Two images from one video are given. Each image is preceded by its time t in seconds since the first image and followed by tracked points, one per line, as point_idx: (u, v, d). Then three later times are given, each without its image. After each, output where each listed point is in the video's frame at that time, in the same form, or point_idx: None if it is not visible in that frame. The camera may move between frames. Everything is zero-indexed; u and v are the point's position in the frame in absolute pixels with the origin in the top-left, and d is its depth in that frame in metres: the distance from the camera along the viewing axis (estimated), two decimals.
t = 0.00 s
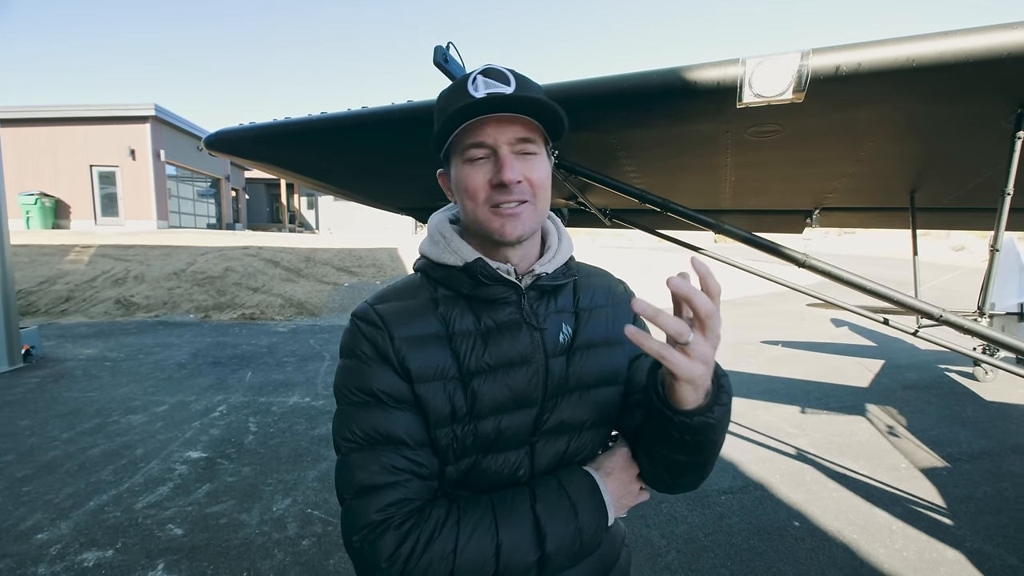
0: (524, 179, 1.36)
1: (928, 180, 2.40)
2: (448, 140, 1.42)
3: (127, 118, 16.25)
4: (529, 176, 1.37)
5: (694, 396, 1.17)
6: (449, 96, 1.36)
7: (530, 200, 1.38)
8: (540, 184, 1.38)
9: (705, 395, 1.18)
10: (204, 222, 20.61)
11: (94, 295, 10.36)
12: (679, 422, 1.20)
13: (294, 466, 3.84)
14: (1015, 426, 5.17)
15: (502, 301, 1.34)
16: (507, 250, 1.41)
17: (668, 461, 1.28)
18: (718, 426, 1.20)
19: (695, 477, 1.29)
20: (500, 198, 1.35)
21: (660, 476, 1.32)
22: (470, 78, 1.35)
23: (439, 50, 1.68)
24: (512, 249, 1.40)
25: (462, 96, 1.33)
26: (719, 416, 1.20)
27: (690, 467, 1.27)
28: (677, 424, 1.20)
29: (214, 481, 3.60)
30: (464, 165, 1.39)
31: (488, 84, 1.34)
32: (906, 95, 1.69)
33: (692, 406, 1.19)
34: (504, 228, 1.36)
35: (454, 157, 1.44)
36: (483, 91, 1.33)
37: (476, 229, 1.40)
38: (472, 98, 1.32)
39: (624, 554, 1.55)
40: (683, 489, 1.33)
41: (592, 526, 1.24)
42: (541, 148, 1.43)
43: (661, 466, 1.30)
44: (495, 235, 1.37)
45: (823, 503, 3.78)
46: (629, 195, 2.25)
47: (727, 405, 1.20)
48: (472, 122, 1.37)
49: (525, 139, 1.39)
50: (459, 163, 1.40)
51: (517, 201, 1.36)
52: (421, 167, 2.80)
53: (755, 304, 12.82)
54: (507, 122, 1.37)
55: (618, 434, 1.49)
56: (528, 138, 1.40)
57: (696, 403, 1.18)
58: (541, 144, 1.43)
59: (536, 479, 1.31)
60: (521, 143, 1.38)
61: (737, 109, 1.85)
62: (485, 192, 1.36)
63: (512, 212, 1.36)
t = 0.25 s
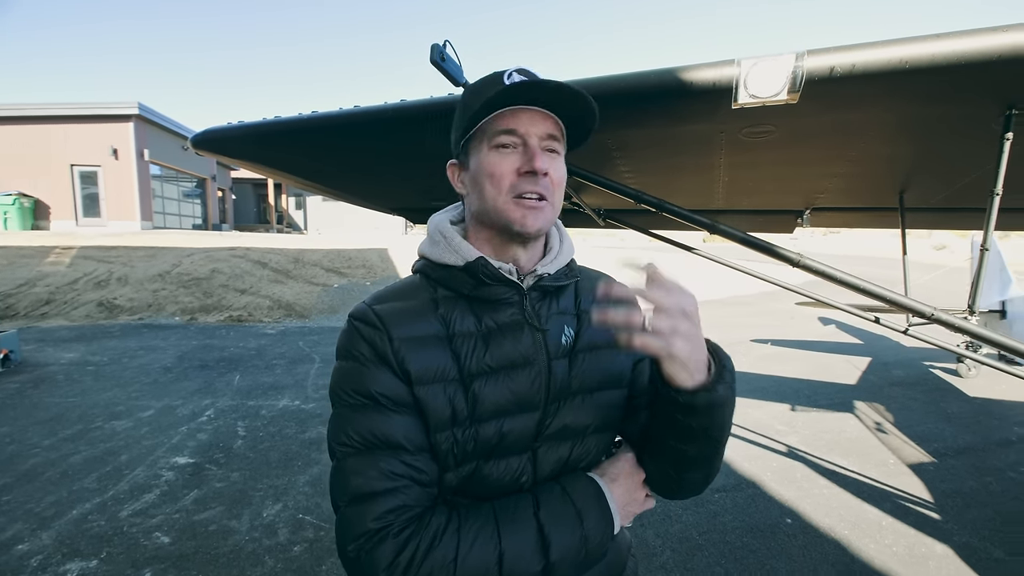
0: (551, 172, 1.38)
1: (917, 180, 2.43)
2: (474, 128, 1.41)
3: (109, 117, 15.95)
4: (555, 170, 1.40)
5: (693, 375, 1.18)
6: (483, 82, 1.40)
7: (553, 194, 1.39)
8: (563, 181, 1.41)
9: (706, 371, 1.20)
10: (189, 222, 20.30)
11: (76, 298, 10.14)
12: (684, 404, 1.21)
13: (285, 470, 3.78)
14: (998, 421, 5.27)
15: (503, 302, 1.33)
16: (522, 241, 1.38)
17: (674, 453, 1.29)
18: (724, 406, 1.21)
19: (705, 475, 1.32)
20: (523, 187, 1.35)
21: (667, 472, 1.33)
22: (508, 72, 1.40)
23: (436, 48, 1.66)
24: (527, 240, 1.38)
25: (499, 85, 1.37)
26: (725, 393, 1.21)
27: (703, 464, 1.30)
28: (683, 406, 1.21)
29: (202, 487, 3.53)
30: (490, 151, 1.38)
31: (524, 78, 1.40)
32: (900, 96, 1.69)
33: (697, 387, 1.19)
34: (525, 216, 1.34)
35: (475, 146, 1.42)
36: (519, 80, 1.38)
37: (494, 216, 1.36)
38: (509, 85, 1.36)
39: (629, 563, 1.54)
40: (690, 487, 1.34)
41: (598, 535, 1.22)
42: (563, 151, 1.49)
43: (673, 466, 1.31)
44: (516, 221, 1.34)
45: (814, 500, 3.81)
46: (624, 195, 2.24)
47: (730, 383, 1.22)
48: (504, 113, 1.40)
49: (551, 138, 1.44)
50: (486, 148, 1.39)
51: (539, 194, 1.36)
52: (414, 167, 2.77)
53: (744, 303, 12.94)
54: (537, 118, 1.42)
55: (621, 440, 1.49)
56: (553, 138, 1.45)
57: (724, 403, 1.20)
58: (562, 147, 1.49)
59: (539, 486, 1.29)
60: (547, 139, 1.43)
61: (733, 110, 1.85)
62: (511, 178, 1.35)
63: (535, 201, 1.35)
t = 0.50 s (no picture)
0: (543, 188, 1.35)
1: (899, 183, 2.47)
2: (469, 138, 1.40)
3: (84, 118, 15.54)
4: (547, 186, 1.36)
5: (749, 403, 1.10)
6: (479, 91, 1.36)
7: (545, 210, 1.36)
8: (556, 196, 1.38)
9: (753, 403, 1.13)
10: (168, 226, 19.87)
11: (49, 304, 9.84)
12: (726, 430, 1.14)
13: (269, 479, 3.70)
14: (976, 417, 5.40)
15: (504, 307, 1.32)
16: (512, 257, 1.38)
17: (692, 473, 1.25)
18: (761, 435, 1.15)
19: (713, 494, 1.32)
20: (515, 205, 1.34)
21: (678, 485, 1.30)
22: (504, 80, 1.35)
23: (428, 50, 1.63)
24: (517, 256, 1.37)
25: (493, 96, 1.33)
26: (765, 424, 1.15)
27: (717, 486, 1.28)
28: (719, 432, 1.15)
29: (183, 498, 3.44)
30: (484, 165, 1.37)
31: (521, 89, 1.34)
32: (886, 101, 1.71)
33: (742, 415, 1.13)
34: (514, 235, 1.34)
35: (471, 156, 1.41)
36: (515, 93, 1.33)
37: (484, 232, 1.36)
38: (504, 98, 1.32)
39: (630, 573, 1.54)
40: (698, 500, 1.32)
41: (606, 544, 1.20)
42: (559, 161, 1.43)
43: (688, 485, 1.28)
44: (505, 241, 1.34)
45: (801, 498, 3.86)
46: (615, 198, 2.24)
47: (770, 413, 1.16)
48: (499, 124, 1.36)
49: (547, 150, 1.39)
50: (478, 161, 1.37)
51: (531, 211, 1.35)
52: (402, 170, 2.73)
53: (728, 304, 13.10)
54: (534, 129, 1.37)
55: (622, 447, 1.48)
56: (549, 149, 1.40)
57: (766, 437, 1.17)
58: (559, 158, 1.44)
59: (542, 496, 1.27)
60: (542, 152, 1.38)
61: (722, 113, 1.85)
62: (502, 196, 1.34)
63: (525, 220, 1.34)
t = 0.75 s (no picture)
0: (522, 183, 1.33)
1: (880, 183, 2.51)
2: (449, 140, 1.42)
3: (53, 116, 15.05)
4: (527, 180, 1.33)
5: (744, 394, 1.10)
6: (453, 93, 1.37)
7: (527, 206, 1.34)
8: (538, 190, 1.34)
9: (749, 395, 1.12)
10: (142, 227, 19.36)
11: (17, 308, 9.50)
12: (724, 425, 1.13)
13: (252, 485, 3.62)
14: (949, 411, 5.56)
15: (502, 308, 1.30)
16: (498, 255, 1.36)
17: (693, 476, 1.24)
18: (762, 430, 1.14)
19: (718, 498, 1.30)
20: (495, 201, 1.32)
21: (680, 491, 1.29)
22: (474, 79, 1.35)
23: (419, 47, 1.61)
24: (505, 254, 1.35)
25: (463, 95, 1.33)
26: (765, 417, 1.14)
27: (720, 489, 1.27)
28: (717, 428, 1.14)
29: (163, 507, 3.34)
30: (462, 166, 1.37)
31: (492, 84, 1.33)
32: (871, 102, 1.74)
33: (737, 408, 1.12)
34: (497, 233, 1.32)
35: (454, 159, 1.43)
36: (484, 89, 1.32)
37: (468, 233, 1.37)
38: (474, 95, 1.32)
39: None
40: (701, 505, 1.31)
41: (607, 554, 1.18)
42: (542, 153, 1.40)
43: (690, 490, 1.27)
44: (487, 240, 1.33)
45: (785, 494, 3.92)
46: (604, 198, 2.24)
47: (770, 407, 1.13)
48: (473, 123, 1.36)
49: (526, 143, 1.37)
50: (458, 163, 1.38)
51: (513, 207, 1.32)
52: (388, 169, 2.69)
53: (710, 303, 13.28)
54: (509, 124, 1.35)
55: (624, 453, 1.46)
56: (528, 142, 1.37)
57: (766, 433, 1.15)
58: (542, 151, 1.40)
59: (542, 504, 1.25)
60: (520, 147, 1.36)
61: (711, 114, 1.86)
62: (481, 194, 1.33)
63: (507, 217, 1.32)
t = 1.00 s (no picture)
0: (523, 180, 1.31)
1: (872, 187, 2.54)
2: (451, 138, 1.42)
3: (34, 110, 14.72)
4: (528, 177, 1.32)
5: (752, 405, 1.08)
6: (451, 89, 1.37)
7: (528, 203, 1.32)
8: (540, 187, 1.33)
9: (761, 405, 1.09)
10: (126, 225, 19.01)
11: None
12: (731, 437, 1.11)
13: (241, 488, 3.56)
14: (934, 412, 5.65)
15: (505, 311, 1.29)
16: (500, 254, 1.35)
17: (702, 489, 1.22)
18: (773, 444, 1.11)
19: (727, 513, 1.27)
20: (496, 199, 1.30)
21: (687, 504, 1.26)
22: (474, 75, 1.34)
23: (418, 44, 1.60)
24: (507, 253, 1.34)
25: (462, 91, 1.33)
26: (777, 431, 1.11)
27: (730, 504, 1.24)
28: (725, 440, 1.12)
29: (148, 510, 3.27)
30: (464, 164, 1.37)
31: (489, 79, 1.33)
32: (865, 107, 1.75)
33: (748, 419, 1.10)
34: (498, 231, 1.30)
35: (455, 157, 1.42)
36: (483, 84, 1.32)
37: (469, 232, 1.36)
38: (471, 91, 1.32)
39: None
40: (710, 520, 1.28)
41: (608, 566, 1.17)
42: (544, 150, 1.39)
43: (699, 503, 1.24)
44: (489, 239, 1.32)
45: (775, 494, 3.95)
46: (601, 199, 2.23)
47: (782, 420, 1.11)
48: (473, 120, 1.36)
49: (527, 139, 1.36)
50: (459, 162, 1.38)
51: (514, 205, 1.31)
52: (382, 168, 2.66)
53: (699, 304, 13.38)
54: (509, 120, 1.35)
55: (631, 463, 1.45)
56: (530, 138, 1.36)
57: (778, 447, 1.12)
58: (544, 147, 1.39)
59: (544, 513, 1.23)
60: (522, 143, 1.35)
61: (708, 116, 1.86)
62: (482, 192, 1.32)
63: (508, 215, 1.31)
